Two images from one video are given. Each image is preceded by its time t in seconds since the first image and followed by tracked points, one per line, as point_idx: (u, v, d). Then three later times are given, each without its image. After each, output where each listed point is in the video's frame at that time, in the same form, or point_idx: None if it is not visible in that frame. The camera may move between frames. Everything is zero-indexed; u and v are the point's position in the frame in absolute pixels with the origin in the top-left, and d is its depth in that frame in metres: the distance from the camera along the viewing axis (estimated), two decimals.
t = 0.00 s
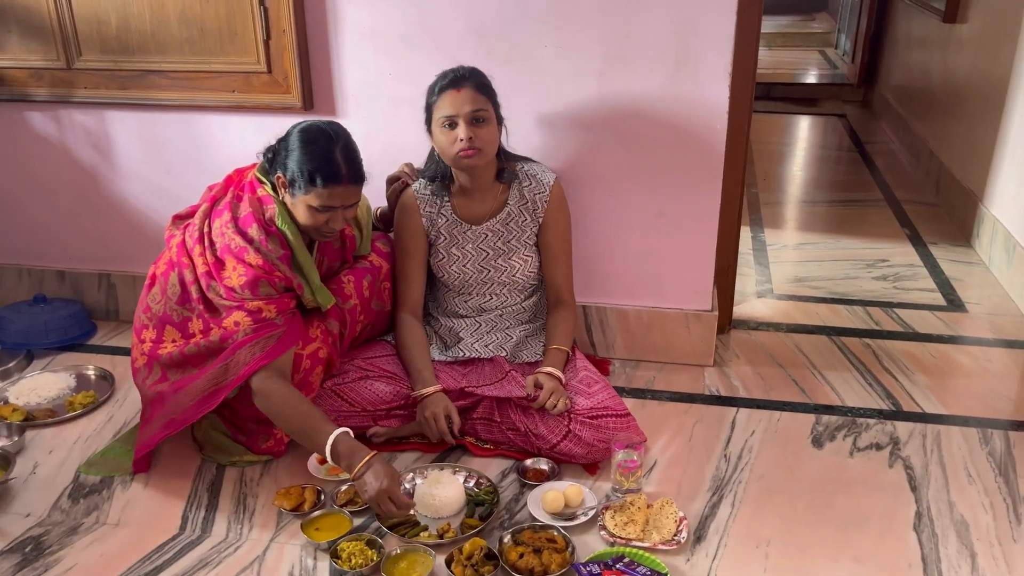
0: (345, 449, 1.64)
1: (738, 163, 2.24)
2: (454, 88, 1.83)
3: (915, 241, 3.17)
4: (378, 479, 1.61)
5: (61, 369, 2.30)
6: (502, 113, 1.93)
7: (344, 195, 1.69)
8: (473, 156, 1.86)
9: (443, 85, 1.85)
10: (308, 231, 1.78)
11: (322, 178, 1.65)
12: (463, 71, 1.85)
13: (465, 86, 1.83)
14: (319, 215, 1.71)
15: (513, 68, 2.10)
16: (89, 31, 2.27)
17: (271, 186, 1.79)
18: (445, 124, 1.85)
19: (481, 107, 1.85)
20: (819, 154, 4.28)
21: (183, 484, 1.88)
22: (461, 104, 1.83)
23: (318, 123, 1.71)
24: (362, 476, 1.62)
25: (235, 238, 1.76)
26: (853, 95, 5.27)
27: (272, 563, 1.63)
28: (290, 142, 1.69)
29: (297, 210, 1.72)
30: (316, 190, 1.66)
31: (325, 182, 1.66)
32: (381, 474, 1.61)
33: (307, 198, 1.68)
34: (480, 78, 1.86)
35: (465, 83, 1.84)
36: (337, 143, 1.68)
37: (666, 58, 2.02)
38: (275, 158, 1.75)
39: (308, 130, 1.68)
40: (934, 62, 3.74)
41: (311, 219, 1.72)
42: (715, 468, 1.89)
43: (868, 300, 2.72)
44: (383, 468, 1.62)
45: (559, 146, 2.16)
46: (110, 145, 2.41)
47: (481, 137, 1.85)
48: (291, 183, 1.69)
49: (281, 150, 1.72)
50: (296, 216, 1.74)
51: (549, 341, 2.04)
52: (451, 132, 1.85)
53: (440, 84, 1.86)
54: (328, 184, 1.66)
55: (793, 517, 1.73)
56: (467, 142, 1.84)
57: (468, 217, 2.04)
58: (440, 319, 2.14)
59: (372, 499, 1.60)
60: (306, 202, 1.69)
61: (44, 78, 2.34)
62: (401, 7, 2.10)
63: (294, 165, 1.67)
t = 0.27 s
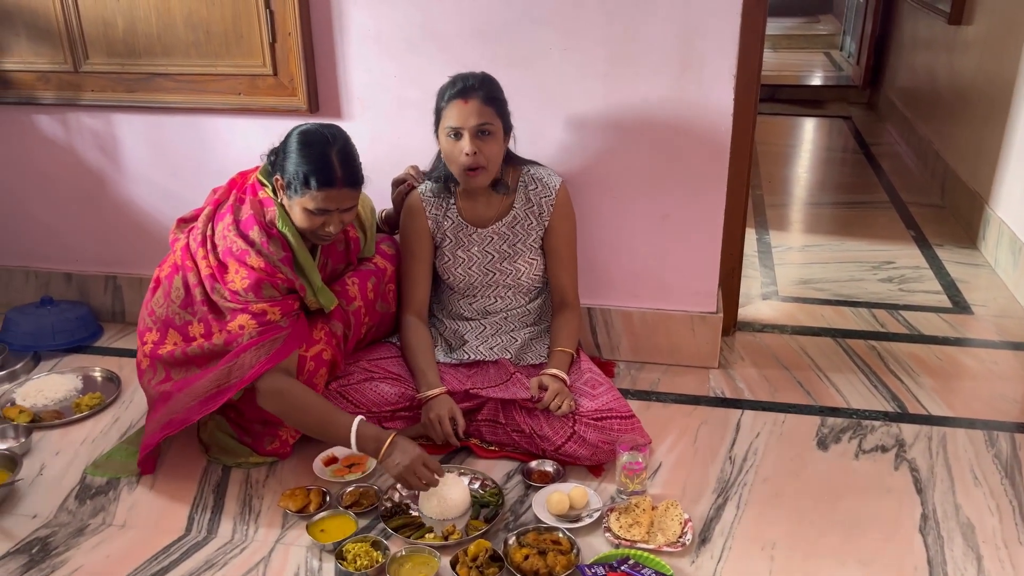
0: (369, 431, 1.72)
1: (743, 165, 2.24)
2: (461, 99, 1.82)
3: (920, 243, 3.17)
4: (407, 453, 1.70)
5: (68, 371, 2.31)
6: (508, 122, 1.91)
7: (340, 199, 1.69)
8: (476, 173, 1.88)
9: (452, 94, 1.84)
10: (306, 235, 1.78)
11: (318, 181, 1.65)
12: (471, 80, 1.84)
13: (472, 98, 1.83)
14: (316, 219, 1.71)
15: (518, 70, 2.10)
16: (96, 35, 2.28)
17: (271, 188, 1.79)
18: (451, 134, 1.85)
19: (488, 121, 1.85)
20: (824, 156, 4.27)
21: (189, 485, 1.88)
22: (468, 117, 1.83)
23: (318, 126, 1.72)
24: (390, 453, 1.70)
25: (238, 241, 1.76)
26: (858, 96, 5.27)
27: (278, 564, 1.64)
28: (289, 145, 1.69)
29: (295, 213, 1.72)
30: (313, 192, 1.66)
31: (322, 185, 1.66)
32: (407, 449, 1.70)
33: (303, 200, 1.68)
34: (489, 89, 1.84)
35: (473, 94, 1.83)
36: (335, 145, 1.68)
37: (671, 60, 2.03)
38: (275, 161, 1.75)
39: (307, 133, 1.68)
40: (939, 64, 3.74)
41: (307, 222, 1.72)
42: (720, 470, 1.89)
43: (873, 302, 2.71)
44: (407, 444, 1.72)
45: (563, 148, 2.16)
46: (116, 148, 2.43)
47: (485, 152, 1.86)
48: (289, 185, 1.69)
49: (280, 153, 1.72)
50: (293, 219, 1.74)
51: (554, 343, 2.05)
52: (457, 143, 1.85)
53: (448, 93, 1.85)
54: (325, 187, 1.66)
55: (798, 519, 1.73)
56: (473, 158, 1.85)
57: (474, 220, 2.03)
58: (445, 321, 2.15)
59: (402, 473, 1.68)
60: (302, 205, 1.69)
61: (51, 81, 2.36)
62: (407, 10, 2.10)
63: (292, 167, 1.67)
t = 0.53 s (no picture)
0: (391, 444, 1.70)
1: (746, 164, 2.24)
2: (463, 121, 1.79)
3: (925, 243, 3.16)
4: (422, 473, 1.67)
5: (73, 371, 2.32)
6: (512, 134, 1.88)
7: (349, 202, 1.69)
8: (474, 188, 1.88)
9: (454, 113, 1.80)
10: (315, 237, 1.78)
11: (327, 186, 1.65)
12: (472, 98, 1.79)
13: (474, 120, 1.79)
14: (326, 222, 1.70)
15: (521, 71, 2.10)
16: (101, 36, 2.29)
17: (278, 192, 1.78)
18: (452, 154, 1.83)
19: (489, 142, 1.82)
20: (828, 156, 4.27)
21: (194, 485, 1.89)
22: (469, 140, 1.80)
23: (322, 129, 1.70)
24: (405, 468, 1.67)
25: (248, 246, 1.75)
26: (862, 96, 5.26)
27: (282, 564, 1.64)
28: (294, 149, 1.68)
29: (304, 218, 1.71)
30: (322, 197, 1.66)
31: (331, 190, 1.65)
32: (424, 469, 1.68)
33: (313, 206, 1.68)
34: (491, 106, 1.81)
35: (474, 115, 1.79)
36: (341, 149, 1.67)
37: (674, 60, 2.03)
38: (281, 165, 1.74)
39: (312, 137, 1.67)
40: (944, 64, 3.73)
41: (317, 226, 1.72)
42: (724, 470, 1.89)
43: (877, 302, 2.71)
44: (425, 465, 1.69)
45: (567, 149, 2.16)
46: (121, 149, 2.43)
47: (486, 173, 1.84)
48: (296, 190, 1.68)
49: (285, 157, 1.71)
50: (303, 224, 1.74)
51: (557, 343, 2.05)
52: (458, 164, 1.83)
53: (449, 112, 1.81)
54: (333, 192, 1.66)
55: (802, 519, 1.73)
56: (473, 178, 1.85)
57: (477, 223, 2.03)
58: (449, 321, 2.15)
59: (413, 490, 1.65)
60: (312, 210, 1.68)
61: (56, 83, 2.36)
62: (410, 11, 2.11)
63: (299, 172, 1.67)
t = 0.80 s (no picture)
0: (411, 452, 1.71)
1: (748, 159, 2.24)
2: (459, 131, 1.77)
3: (927, 238, 3.16)
4: (443, 480, 1.67)
5: (76, 367, 2.32)
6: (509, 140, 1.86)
7: (357, 207, 1.66)
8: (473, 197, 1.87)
9: (449, 122, 1.78)
10: (324, 241, 1.76)
11: (336, 190, 1.62)
12: (468, 106, 1.77)
13: (469, 129, 1.77)
14: (334, 227, 1.68)
15: (523, 66, 2.10)
16: (101, 32, 2.29)
17: (287, 194, 1.76)
18: (449, 163, 1.82)
19: (486, 150, 1.80)
20: (830, 150, 4.26)
21: (197, 480, 1.89)
22: (465, 150, 1.78)
23: (332, 132, 1.68)
24: (425, 475, 1.67)
25: (261, 248, 1.74)
26: (864, 91, 5.25)
27: (284, 559, 1.64)
28: (303, 152, 1.66)
29: (312, 221, 1.70)
30: (331, 201, 1.63)
31: (340, 195, 1.63)
32: (444, 476, 1.67)
33: (321, 209, 1.65)
34: (487, 113, 1.78)
35: (470, 125, 1.77)
36: (351, 152, 1.65)
37: (676, 55, 2.02)
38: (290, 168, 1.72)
39: (322, 140, 1.65)
40: (946, 58, 3.72)
41: (326, 230, 1.70)
42: (725, 465, 1.89)
43: (879, 297, 2.71)
44: (445, 471, 1.69)
45: (568, 144, 2.16)
46: (122, 145, 2.43)
47: (484, 181, 1.84)
48: (305, 193, 1.66)
49: (295, 160, 1.69)
50: (312, 227, 1.72)
51: (559, 339, 2.05)
52: (457, 173, 1.82)
53: (444, 120, 1.79)
54: (343, 196, 1.63)
55: (803, 514, 1.73)
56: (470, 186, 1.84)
57: (476, 224, 2.03)
58: (450, 320, 2.15)
59: (433, 497, 1.65)
60: (321, 213, 1.66)
61: (57, 79, 2.36)
62: (411, 7, 2.10)
63: (308, 176, 1.64)
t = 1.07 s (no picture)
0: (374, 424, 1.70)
1: (749, 136, 2.23)
2: (459, 120, 1.76)
3: (928, 216, 3.15)
4: (405, 449, 1.65)
5: (77, 347, 2.32)
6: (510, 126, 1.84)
7: (355, 194, 1.66)
8: (475, 184, 1.87)
9: (449, 110, 1.77)
10: (322, 227, 1.76)
11: (334, 176, 1.62)
12: (468, 94, 1.75)
13: (469, 119, 1.76)
14: (331, 211, 1.68)
15: (523, 43, 2.08)
16: (98, 10, 2.27)
17: (287, 176, 1.75)
18: (450, 151, 1.81)
19: (487, 138, 1.79)
20: (832, 128, 4.24)
21: (199, 459, 1.90)
22: (465, 139, 1.77)
23: (336, 118, 1.67)
24: (387, 445, 1.66)
25: (254, 232, 1.75)
26: (867, 68, 5.21)
27: (287, 536, 1.65)
28: (305, 135, 1.65)
29: (308, 204, 1.69)
30: (328, 186, 1.63)
31: (338, 180, 1.62)
32: (407, 445, 1.65)
33: (318, 193, 1.65)
34: (487, 101, 1.76)
35: (471, 115, 1.75)
36: (352, 139, 1.64)
37: (677, 32, 2.01)
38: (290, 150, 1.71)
39: (324, 125, 1.64)
40: (949, 34, 3.69)
41: (322, 215, 1.70)
42: (725, 443, 1.90)
43: (880, 275, 2.70)
44: (410, 440, 1.67)
45: (569, 122, 2.15)
46: (121, 124, 2.42)
47: (485, 169, 1.83)
48: (303, 176, 1.66)
49: (296, 142, 1.68)
50: (308, 211, 1.71)
51: (560, 319, 2.05)
52: (458, 161, 1.81)
53: (444, 107, 1.77)
54: (340, 183, 1.63)
55: (802, 490, 1.74)
56: (472, 175, 1.83)
57: (477, 208, 2.02)
58: (451, 301, 2.15)
59: (396, 466, 1.64)
60: (317, 197, 1.66)
61: (54, 58, 2.35)
62: None
63: (308, 159, 1.64)
